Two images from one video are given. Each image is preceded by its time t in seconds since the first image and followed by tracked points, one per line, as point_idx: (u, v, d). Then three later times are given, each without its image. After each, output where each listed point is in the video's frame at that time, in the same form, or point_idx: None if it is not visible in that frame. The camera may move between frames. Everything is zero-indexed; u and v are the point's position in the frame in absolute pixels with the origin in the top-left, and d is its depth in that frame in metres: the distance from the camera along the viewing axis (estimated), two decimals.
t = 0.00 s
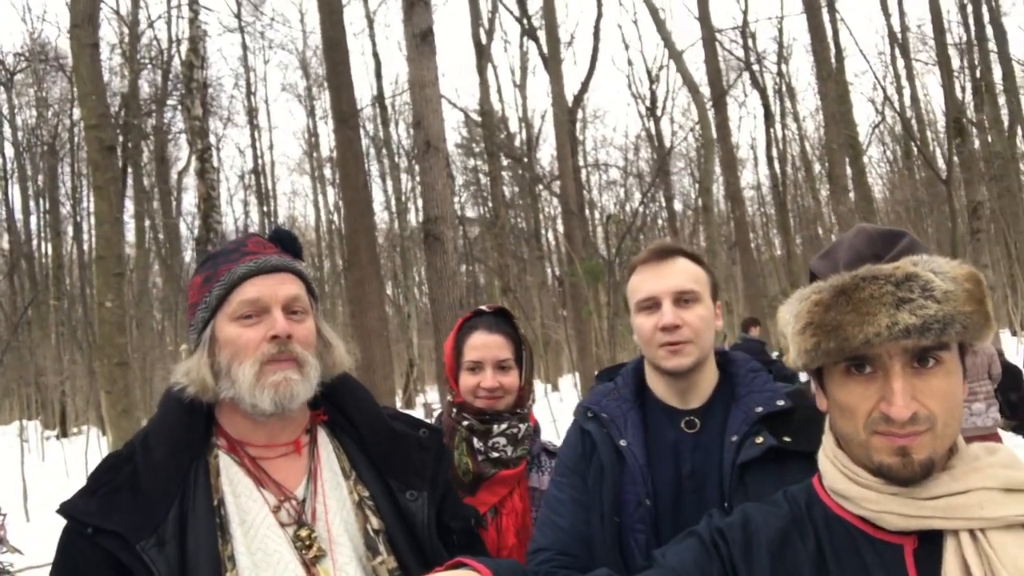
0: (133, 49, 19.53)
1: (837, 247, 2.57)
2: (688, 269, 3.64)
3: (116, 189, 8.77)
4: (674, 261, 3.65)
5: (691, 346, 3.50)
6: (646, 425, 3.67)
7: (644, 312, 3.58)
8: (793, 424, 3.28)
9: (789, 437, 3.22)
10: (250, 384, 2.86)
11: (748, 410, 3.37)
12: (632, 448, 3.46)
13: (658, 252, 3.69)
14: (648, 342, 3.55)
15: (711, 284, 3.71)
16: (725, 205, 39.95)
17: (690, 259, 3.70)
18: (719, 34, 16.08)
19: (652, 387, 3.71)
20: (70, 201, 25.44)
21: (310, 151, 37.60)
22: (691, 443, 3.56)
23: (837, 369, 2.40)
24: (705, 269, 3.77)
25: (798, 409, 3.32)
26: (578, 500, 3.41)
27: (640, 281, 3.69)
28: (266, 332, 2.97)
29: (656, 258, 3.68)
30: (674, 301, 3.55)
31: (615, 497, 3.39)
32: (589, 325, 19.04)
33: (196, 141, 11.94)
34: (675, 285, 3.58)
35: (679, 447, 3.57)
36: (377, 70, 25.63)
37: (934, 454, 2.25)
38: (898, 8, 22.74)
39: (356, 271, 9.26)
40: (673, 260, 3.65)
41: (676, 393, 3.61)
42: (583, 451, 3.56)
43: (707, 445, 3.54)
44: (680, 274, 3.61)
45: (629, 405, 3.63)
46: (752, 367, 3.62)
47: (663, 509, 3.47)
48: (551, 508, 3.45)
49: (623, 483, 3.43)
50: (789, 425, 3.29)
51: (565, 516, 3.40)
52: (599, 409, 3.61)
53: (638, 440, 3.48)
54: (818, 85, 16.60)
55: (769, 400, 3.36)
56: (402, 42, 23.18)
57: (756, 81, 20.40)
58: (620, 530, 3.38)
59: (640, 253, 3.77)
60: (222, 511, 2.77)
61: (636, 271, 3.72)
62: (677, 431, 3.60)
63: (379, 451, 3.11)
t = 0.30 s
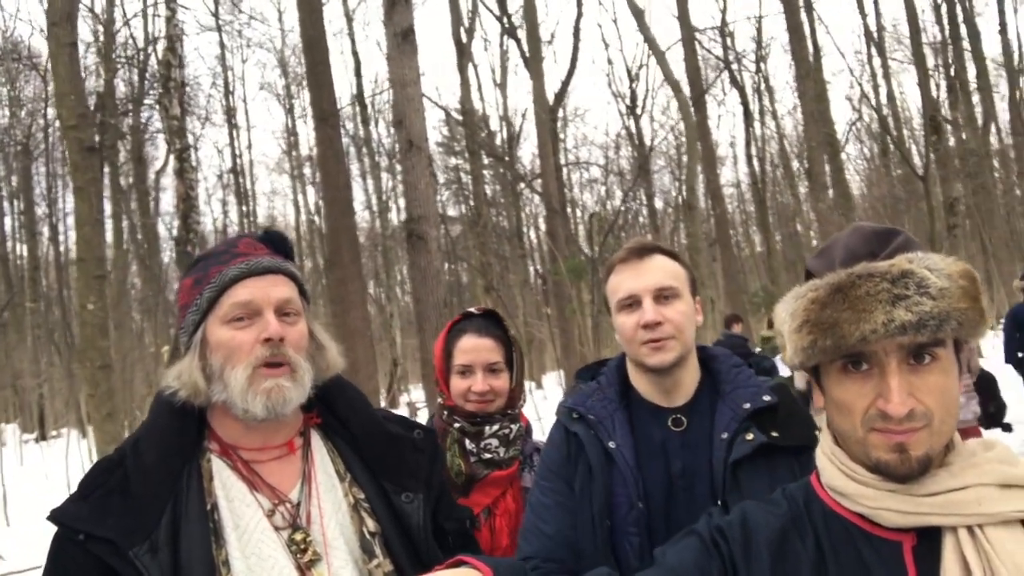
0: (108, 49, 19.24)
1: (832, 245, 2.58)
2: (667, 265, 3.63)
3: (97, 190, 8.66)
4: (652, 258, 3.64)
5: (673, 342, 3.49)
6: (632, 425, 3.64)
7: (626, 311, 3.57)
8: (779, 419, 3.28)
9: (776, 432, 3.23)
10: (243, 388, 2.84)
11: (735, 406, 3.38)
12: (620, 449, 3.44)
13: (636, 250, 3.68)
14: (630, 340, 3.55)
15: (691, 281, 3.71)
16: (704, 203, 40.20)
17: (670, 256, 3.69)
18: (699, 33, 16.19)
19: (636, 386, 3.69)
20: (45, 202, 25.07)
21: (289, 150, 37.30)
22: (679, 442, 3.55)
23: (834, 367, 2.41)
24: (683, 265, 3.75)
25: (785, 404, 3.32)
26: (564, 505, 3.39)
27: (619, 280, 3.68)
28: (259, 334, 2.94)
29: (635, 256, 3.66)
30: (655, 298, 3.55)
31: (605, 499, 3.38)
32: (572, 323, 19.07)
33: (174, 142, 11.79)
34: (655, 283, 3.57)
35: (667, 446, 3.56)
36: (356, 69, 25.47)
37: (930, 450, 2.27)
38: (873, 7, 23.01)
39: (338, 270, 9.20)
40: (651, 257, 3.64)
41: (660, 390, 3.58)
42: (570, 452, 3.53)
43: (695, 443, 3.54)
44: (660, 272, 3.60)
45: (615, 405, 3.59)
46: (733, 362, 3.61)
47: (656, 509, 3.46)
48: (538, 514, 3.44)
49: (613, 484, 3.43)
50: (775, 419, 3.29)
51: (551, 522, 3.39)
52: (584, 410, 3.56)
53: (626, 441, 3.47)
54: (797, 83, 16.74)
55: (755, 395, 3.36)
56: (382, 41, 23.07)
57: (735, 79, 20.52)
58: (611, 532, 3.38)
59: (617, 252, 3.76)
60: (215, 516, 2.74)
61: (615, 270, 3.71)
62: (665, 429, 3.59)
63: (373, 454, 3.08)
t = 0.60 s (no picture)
0: (77, 45, 18.86)
1: (829, 249, 2.60)
2: (661, 269, 3.63)
3: (72, 190, 8.50)
4: (645, 261, 3.64)
5: (664, 344, 3.50)
6: (626, 428, 3.65)
7: (618, 314, 3.57)
8: (772, 423, 3.31)
9: (770, 435, 3.26)
10: (233, 394, 2.80)
11: (730, 409, 3.41)
12: (613, 453, 3.45)
13: (630, 253, 3.68)
14: (622, 343, 3.56)
15: (684, 284, 3.71)
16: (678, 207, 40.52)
17: (664, 260, 3.69)
18: (673, 38, 16.31)
19: (630, 388, 3.70)
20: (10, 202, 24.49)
21: (262, 150, 36.90)
22: (672, 444, 3.56)
23: (832, 371, 2.43)
24: (675, 269, 3.76)
25: (778, 405, 3.33)
26: (561, 507, 3.41)
27: (613, 283, 3.68)
28: (250, 339, 2.89)
29: (628, 259, 3.67)
30: (647, 301, 3.54)
31: (598, 503, 3.39)
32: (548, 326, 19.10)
33: (146, 141, 11.58)
34: (649, 286, 3.57)
35: (661, 448, 3.57)
36: (331, 69, 25.27)
37: (928, 454, 2.29)
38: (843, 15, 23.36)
39: (313, 272, 9.10)
40: (645, 261, 3.65)
41: (653, 392, 3.60)
42: (565, 456, 3.54)
43: (688, 445, 3.55)
44: (652, 275, 3.60)
45: (608, 409, 3.60)
46: (729, 364, 3.64)
47: (649, 512, 3.48)
48: (535, 517, 3.45)
49: (606, 487, 3.44)
50: (769, 422, 3.31)
51: (547, 526, 3.40)
52: (577, 414, 3.58)
53: (619, 445, 3.48)
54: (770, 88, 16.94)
55: (749, 398, 3.39)
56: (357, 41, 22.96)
57: (709, 84, 20.72)
58: (605, 535, 3.39)
59: (611, 255, 3.76)
60: (206, 523, 2.69)
61: (609, 273, 3.71)
62: (658, 432, 3.60)
63: (366, 459, 3.05)
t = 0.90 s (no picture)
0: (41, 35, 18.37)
1: (828, 250, 2.60)
2: (658, 269, 3.63)
3: (41, 183, 8.30)
4: (643, 261, 3.63)
5: (660, 343, 3.50)
6: (618, 427, 3.65)
7: (615, 313, 3.56)
8: (765, 422, 3.31)
9: (762, 434, 3.27)
10: (221, 398, 2.73)
11: (721, 408, 3.40)
12: (604, 452, 3.45)
13: (629, 252, 3.67)
14: (618, 342, 3.55)
15: (680, 284, 3.69)
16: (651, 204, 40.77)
17: (660, 260, 3.68)
18: (647, 37, 16.35)
19: (623, 388, 3.70)
20: None
21: (232, 144, 36.37)
22: (663, 443, 3.55)
23: (830, 372, 2.43)
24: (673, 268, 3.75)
25: (771, 404, 3.34)
26: (554, 507, 3.42)
27: (610, 283, 3.67)
28: (238, 341, 2.82)
29: (627, 259, 3.65)
30: (645, 301, 3.53)
31: (589, 501, 3.39)
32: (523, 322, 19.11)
33: (114, 134, 11.26)
34: (646, 286, 3.56)
35: (652, 447, 3.56)
36: (303, 63, 24.97)
37: (925, 454, 2.29)
38: (814, 15, 23.63)
39: (287, 268, 9.00)
40: (643, 261, 3.64)
41: (646, 391, 3.59)
42: (558, 455, 3.55)
43: (679, 444, 3.54)
44: (650, 275, 3.59)
45: (601, 408, 3.60)
46: (723, 363, 3.64)
47: (639, 510, 3.47)
48: (529, 516, 3.47)
49: (598, 486, 3.44)
50: (762, 422, 3.32)
51: (542, 525, 3.42)
52: (570, 414, 3.58)
53: (610, 444, 3.48)
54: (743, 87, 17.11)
55: (741, 397, 3.38)
56: (330, 34, 22.71)
57: (682, 82, 20.88)
58: (595, 534, 3.39)
59: (609, 254, 3.75)
60: (194, 528, 2.63)
61: (606, 272, 3.70)
62: (650, 431, 3.59)
63: (357, 460, 3.00)
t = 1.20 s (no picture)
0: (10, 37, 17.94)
1: (824, 253, 2.61)
2: (652, 273, 3.62)
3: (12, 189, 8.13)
4: (635, 266, 3.62)
5: (646, 352, 3.49)
6: (610, 432, 3.63)
7: (605, 317, 3.56)
8: (755, 426, 3.31)
9: (752, 439, 3.26)
10: (210, 403, 2.67)
11: (712, 413, 3.40)
12: (595, 457, 3.43)
13: (624, 257, 3.66)
14: (606, 347, 3.56)
15: (674, 289, 3.68)
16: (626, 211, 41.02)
17: (654, 264, 3.68)
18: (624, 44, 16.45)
19: (614, 392, 3.69)
20: None
21: (206, 150, 35.92)
22: (655, 449, 3.53)
23: (828, 373, 2.44)
24: (666, 273, 3.74)
25: (761, 410, 3.34)
26: (545, 514, 3.40)
27: (603, 286, 3.66)
28: (225, 347, 2.76)
29: (621, 264, 3.65)
30: (635, 308, 3.52)
31: (580, 506, 3.37)
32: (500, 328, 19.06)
33: (86, 139, 10.92)
34: (637, 292, 3.55)
35: (643, 452, 3.54)
36: (279, 69, 24.76)
37: (923, 454, 2.30)
38: (786, 25, 23.96)
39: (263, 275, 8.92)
40: (639, 265, 3.63)
41: (637, 395, 3.58)
42: (550, 460, 3.54)
43: (671, 449, 3.52)
44: (642, 281, 3.58)
45: (593, 413, 3.59)
46: (714, 368, 3.63)
47: (630, 515, 3.45)
48: (521, 521, 3.45)
49: (588, 491, 3.41)
50: (753, 427, 3.31)
51: (533, 531, 3.41)
52: (562, 419, 3.56)
53: (602, 449, 3.45)
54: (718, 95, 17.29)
55: (732, 401, 3.38)
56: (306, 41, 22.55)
57: (658, 90, 21.08)
58: (587, 540, 3.36)
59: (603, 258, 3.74)
60: (185, 538, 2.57)
61: (600, 275, 3.69)
62: (642, 436, 3.57)
63: (349, 468, 2.94)
